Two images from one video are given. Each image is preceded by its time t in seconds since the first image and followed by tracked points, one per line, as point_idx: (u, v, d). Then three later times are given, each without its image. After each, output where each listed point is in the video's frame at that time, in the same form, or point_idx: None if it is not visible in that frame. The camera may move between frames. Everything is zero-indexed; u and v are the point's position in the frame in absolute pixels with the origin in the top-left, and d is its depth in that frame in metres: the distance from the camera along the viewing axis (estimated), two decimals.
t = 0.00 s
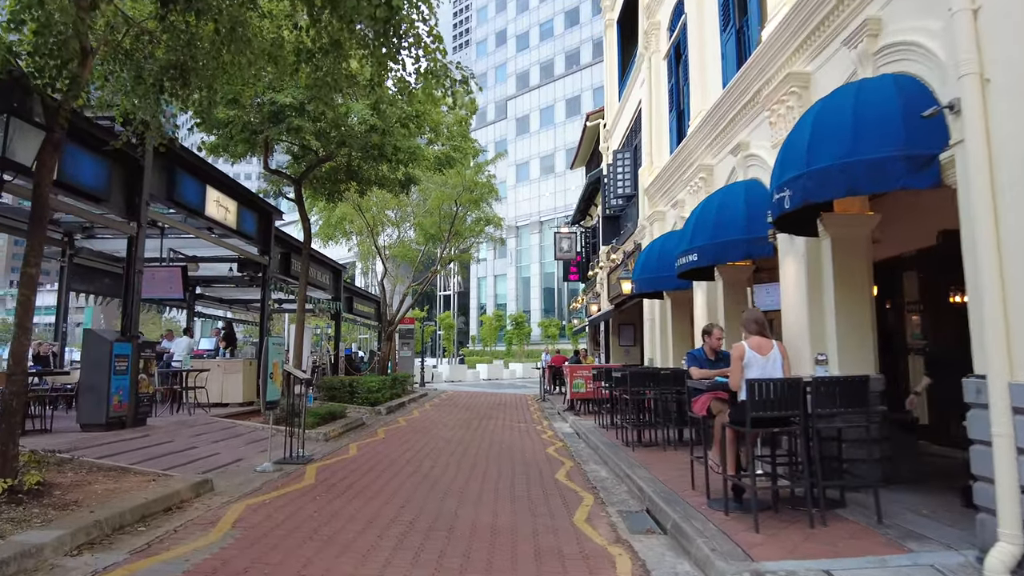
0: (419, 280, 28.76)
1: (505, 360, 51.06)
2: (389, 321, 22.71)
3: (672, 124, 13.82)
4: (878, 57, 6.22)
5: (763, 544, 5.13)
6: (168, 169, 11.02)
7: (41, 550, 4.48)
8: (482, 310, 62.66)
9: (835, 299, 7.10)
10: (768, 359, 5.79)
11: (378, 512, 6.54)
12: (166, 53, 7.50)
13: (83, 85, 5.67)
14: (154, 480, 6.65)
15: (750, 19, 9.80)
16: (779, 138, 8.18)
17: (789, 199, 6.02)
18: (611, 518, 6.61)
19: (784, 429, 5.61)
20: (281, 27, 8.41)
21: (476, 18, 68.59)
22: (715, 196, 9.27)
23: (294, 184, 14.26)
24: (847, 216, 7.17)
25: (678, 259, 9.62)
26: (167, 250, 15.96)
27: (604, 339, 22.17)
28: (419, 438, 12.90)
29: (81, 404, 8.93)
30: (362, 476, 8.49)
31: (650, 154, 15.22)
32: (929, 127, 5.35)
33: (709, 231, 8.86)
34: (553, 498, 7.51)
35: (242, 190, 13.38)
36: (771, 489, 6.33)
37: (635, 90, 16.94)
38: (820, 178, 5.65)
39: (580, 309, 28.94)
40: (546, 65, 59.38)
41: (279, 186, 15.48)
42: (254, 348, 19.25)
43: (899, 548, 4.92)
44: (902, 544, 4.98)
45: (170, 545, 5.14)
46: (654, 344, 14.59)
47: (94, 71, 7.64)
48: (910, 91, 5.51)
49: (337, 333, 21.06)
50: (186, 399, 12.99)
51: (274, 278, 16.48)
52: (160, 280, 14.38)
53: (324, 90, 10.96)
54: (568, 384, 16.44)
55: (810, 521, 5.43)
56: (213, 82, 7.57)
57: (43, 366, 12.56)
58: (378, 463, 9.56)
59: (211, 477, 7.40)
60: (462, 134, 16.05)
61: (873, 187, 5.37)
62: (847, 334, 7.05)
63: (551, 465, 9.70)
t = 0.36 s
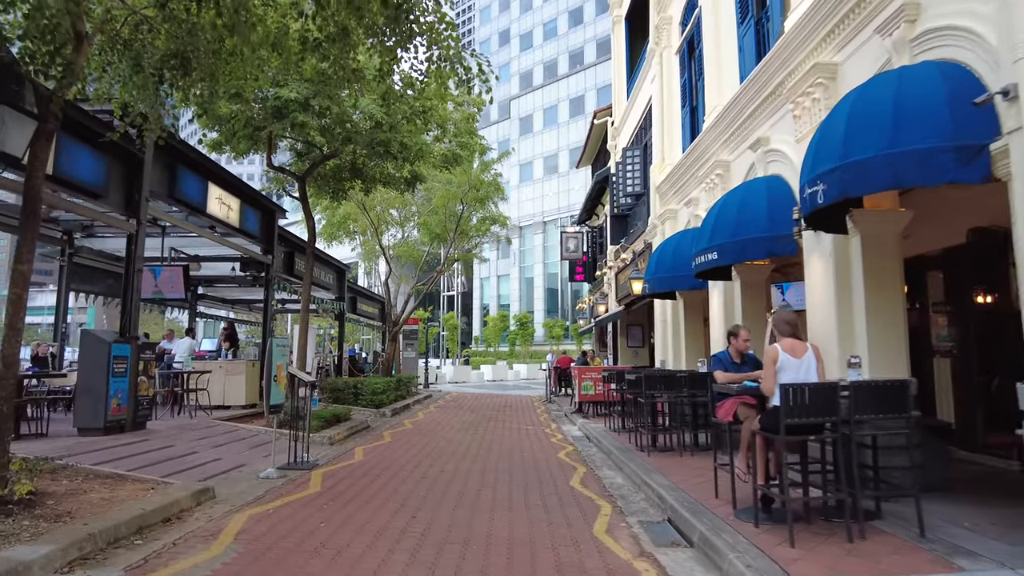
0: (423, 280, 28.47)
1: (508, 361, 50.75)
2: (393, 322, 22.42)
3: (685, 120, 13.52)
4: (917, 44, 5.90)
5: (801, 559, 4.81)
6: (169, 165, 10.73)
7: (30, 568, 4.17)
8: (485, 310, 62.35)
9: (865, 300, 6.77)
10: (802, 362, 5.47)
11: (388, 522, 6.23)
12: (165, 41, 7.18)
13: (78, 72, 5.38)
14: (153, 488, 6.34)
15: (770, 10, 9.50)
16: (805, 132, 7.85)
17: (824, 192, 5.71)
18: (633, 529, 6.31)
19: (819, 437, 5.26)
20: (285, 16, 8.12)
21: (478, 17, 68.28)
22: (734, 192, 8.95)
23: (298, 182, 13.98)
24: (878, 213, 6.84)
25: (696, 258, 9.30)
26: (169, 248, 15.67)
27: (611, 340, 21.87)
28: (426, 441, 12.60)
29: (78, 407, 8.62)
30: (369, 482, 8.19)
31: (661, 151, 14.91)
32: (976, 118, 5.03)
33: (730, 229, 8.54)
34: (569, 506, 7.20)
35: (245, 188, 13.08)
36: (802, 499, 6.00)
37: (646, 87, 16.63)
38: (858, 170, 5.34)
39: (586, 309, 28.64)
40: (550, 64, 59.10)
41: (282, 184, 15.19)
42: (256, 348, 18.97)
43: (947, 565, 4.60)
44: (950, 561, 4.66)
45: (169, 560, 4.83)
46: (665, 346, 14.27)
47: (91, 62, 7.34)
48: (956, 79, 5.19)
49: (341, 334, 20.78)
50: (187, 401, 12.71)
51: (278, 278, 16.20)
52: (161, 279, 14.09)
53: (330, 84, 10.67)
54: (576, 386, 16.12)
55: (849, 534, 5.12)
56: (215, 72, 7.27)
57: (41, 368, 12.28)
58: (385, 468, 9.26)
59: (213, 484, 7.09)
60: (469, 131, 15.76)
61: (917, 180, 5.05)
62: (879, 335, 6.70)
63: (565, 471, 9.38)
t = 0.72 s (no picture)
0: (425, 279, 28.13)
1: (511, 360, 50.42)
2: (395, 321, 22.07)
3: (696, 112, 13.15)
4: (959, 21, 5.52)
5: (842, 573, 4.44)
6: (165, 157, 10.37)
7: None
8: (486, 310, 62.00)
9: (897, 295, 6.38)
10: (839, 360, 5.10)
11: (394, 531, 5.86)
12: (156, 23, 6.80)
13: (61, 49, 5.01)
14: (145, 495, 5.98)
15: None
16: (830, 118, 7.47)
17: (859, 178, 5.33)
18: (654, 538, 5.94)
19: (859, 441, 4.87)
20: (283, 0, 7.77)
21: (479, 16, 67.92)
22: (752, 184, 8.59)
23: (298, 177, 13.63)
24: (911, 202, 6.44)
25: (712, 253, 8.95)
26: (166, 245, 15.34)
27: (617, 339, 21.51)
28: (430, 442, 12.23)
29: (69, 409, 8.26)
30: (373, 486, 7.85)
31: (671, 145, 14.56)
32: None
33: (750, 222, 8.17)
34: (585, 514, 6.86)
35: (244, 183, 12.73)
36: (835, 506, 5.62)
37: (654, 79, 16.27)
38: (900, 154, 4.96)
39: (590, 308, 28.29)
40: (552, 62, 58.73)
41: (282, 179, 14.83)
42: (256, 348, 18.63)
43: None
44: None
45: None
46: (676, 344, 13.91)
47: (80, 47, 6.97)
48: (1007, 55, 4.80)
49: (342, 332, 20.44)
50: (185, 402, 12.36)
51: (278, 276, 15.85)
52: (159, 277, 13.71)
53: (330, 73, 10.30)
54: (583, 386, 15.76)
55: (891, 543, 4.75)
56: (210, 56, 6.92)
57: (35, 368, 11.94)
58: (389, 472, 8.90)
59: (209, 490, 6.73)
60: (473, 125, 15.40)
61: (966, 164, 4.66)
62: (914, 333, 6.31)
63: (577, 475, 9.02)
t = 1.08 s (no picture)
0: (428, 278, 27.80)
1: (513, 360, 50.09)
2: (398, 320, 21.74)
3: (708, 105, 12.80)
4: None
5: None
6: (161, 150, 10.02)
7: None
8: (488, 309, 61.64)
9: (932, 291, 6.04)
10: (879, 361, 4.75)
11: (402, 543, 5.52)
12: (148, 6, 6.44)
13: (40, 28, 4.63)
14: (138, 504, 5.64)
15: None
16: (856, 107, 7.12)
17: (898, 167, 4.97)
18: (676, 550, 5.60)
19: (902, 448, 4.49)
20: None
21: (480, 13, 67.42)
22: (771, 177, 8.26)
23: (299, 172, 13.30)
24: (944, 194, 6.07)
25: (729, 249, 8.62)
26: (165, 244, 14.97)
27: (623, 339, 21.17)
28: (435, 445, 11.90)
29: (60, 412, 7.92)
30: (377, 493, 7.51)
31: (681, 139, 14.21)
32: None
33: (769, 216, 7.85)
34: (601, 522, 6.52)
35: (244, 179, 12.38)
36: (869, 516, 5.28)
37: (662, 73, 15.93)
38: (945, 140, 4.61)
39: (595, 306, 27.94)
40: (554, 60, 58.31)
41: (283, 174, 14.49)
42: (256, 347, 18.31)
43: None
44: None
45: None
46: (687, 343, 13.56)
47: (69, 33, 6.62)
48: None
49: (344, 332, 20.10)
50: (183, 403, 12.03)
51: (279, 274, 15.52)
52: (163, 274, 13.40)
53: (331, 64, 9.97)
54: (590, 387, 15.42)
55: (938, 558, 4.40)
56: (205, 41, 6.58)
57: (29, 368, 11.62)
58: (394, 477, 8.56)
59: (206, 498, 6.39)
60: (478, 119, 15.05)
61: (1020, 148, 4.31)
62: (949, 333, 5.94)
63: (589, 480, 8.68)
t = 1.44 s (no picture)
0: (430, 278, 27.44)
1: (515, 361, 49.75)
2: (400, 321, 21.40)
3: (721, 99, 12.45)
4: None
5: None
6: (157, 145, 9.66)
7: None
8: (490, 309, 61.30)
9: (971, 291, 5.67)
10: (926, 364, 4.39)
11: (410, 558, 5.18)
12: None
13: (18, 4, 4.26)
14: (129, 517, 5.28)
15: None
16: (885, 96, 6.75)
17: (945, 155, 4.63)
18: (703, 565, 5.26)
19: (955, 459, 4.13)
20: None
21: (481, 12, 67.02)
22: (793, 170, 7.94)
23: (300, 169, 12.95)
24: (986, 186, 5.69)
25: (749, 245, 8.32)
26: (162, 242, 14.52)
27: (629, 339, 20.84)
28: (440, 449, 11.55)
29: (50, 417, 7.58)
30: (382, 502, 7.15)
31: (691, 135, 13.87)
32: None
33: (793, 211, 7.53)
34: (619, 534, 6.17)
35: (243, 174, 12.02)
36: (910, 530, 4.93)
37: (672, 67, 15.57)
38: (1000, 124, 4.27)
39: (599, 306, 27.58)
40: (555, 59, 57.95)
41: (283, 171, 14.13)
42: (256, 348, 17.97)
43: None
44: None
45: None
46: (698, 344, 13.20)
47: (58, 17, 6.16)
48: None
49: (345, 332, 19.75)
50: (180, 406, 11.68)
51: (279, 273, 15.17)
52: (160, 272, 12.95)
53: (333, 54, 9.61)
54: (598, 389, 15.07)
55: None
56: (201, 25, 6.22)
57: (21, 370, 11.28)
58: (399, 484, 8.20)
59: (202, 508, 6.05)
60: (483, 114, 14.70)
61: None
62: (991, 334, 5.59)
63: (603, 487, 8.33)
